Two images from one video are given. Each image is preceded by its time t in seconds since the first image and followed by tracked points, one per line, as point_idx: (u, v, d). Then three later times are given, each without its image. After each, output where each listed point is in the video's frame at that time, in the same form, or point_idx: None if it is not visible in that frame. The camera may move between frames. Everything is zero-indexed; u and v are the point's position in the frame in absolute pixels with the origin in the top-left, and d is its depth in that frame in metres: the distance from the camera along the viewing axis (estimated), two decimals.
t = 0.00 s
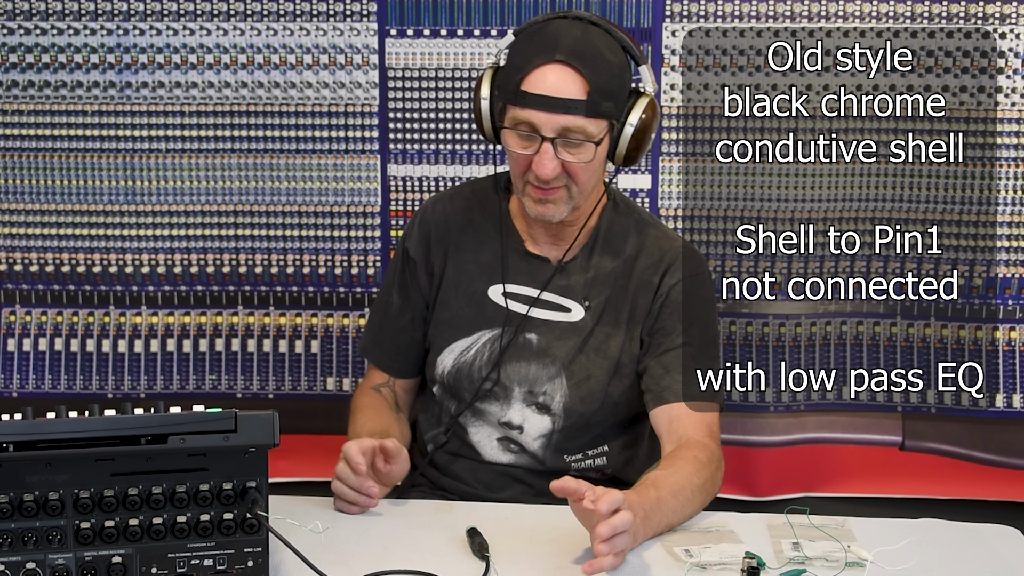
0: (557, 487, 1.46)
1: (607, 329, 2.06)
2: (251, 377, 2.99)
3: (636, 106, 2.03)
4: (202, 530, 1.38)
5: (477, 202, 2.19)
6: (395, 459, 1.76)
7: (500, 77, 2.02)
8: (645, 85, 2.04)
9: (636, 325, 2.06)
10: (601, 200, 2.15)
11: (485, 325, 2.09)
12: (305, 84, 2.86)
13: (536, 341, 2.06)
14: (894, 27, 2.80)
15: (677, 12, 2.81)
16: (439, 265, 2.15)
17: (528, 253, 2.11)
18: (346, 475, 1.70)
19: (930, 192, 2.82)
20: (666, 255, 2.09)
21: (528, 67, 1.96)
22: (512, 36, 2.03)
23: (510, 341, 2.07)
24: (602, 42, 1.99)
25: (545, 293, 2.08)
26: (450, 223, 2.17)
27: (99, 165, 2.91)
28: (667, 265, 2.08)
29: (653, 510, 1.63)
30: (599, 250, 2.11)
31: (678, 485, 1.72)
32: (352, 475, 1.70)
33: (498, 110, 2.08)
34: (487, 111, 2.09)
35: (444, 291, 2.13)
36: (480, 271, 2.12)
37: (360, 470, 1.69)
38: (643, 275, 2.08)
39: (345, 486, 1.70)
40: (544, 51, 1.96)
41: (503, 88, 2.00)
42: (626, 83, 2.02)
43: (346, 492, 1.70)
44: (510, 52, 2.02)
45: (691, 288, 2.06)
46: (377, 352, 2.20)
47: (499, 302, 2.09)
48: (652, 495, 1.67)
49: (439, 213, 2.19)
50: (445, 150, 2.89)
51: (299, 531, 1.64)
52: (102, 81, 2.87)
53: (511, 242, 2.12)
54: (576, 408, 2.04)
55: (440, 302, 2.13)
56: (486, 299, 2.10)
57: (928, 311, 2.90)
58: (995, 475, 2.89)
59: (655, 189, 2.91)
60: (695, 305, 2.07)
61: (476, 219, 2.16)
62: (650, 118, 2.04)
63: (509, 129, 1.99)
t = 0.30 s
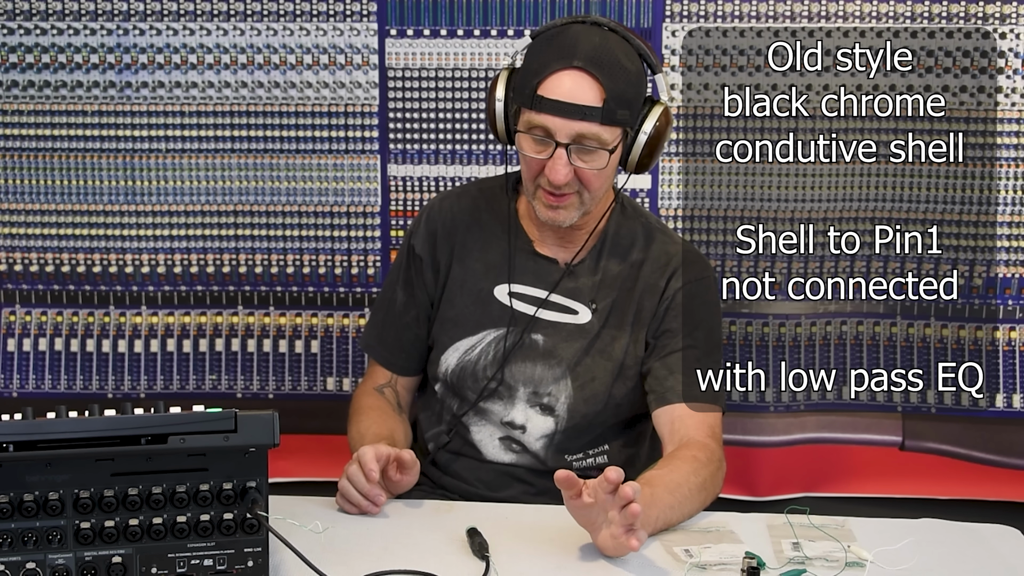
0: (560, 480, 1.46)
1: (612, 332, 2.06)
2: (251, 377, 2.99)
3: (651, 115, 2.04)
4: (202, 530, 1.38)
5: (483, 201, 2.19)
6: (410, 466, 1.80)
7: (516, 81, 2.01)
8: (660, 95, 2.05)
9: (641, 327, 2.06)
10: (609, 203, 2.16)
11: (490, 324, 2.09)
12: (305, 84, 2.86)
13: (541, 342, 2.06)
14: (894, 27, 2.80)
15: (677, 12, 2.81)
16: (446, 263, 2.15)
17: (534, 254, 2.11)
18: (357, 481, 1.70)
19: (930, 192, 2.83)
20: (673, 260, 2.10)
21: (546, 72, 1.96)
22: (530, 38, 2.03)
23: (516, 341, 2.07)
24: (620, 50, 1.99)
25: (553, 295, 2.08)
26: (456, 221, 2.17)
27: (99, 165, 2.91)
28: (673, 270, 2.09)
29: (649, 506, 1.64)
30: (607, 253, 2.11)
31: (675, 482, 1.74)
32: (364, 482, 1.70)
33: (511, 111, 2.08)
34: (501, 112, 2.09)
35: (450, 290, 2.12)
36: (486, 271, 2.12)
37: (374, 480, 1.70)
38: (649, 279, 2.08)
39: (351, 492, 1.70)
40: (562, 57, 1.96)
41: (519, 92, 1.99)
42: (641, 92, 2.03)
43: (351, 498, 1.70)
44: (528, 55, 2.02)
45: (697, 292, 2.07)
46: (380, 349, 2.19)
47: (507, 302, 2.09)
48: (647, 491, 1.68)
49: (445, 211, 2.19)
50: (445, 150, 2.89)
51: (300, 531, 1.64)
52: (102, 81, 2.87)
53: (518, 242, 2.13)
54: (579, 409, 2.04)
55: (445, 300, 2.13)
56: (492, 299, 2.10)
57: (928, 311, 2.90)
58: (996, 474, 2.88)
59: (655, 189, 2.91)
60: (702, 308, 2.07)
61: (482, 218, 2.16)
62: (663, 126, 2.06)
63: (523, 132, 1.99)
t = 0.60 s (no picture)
0: (560, 481, 1.46)
1: (615, 332, 2.06)
2: (251, 377, 2.99)
3: (655, 120, 2.02)
4: (202, 530, 1.38)
5: (486, 202, 2.19)
6: (413, 468, 1.79)
7: (522, 79, 2.02)
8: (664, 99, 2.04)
9: (645, 328, 2.06)
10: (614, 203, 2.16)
11: (492, 325, 2.09)
12: (305, 84, 2.86)
13: (544, 343, 2.07)
14: (894, 27, 2.80)
15: (677, 12, 2.81)
16: (447, 264, 2.15)
17: (536, 254, 2.11)
18: (359, 480, 1.69)
19: (930, 192, 2.82)
20: (677, 260, 2.10)
21: (550, 68, 1.96)
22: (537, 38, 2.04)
23: (518, 342, 2.07)
24: (626, 51, 1.99)
25: (556, 297, 2.08)
26: (458, 222, 2.17)
27: (98, 165, 2.91)
28: (677, 270, 2.09)
29: (649, 507, 1.64)
30: (611, 254, 2.11)
31: (676, 483, 1.74)
32: (367, 483, 1.69)
33: (516, 110, 2.08)
34: (505, 111, 2.09)
35: (451, 290, 2.12)
36: (489, 271, 2.11)
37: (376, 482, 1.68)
38: (654, 279, 2.08)
39: (353, 491, 1.69)
40: (568, 54, 1.96)
41: (525, 88, 2.00)
42: (646, 95, 2.02)
43: (353, 497, 1.69)
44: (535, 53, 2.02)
45: (700, 293, 2.07)
46: (381, 348, 2.20)
47: (508, 303, 2.09)
48: (648, 491, 1.68)
49: (447, 211, 2.19)
50: (445, 150, 2.89)
51: (299, 531, 1.63)
52: (102, 81, 2.87)
53: (520, 243, 2.12)
54: (582, 410, 2.04)
55: (446, 300, 2.13)
56: (494, 300, 2.10)
57: (928, 311, 2.90)
58: (996, 474, 2.88)
59: (654, 189, 2.91)
60: (705, 309, 2.07)
61: (485, 219, 2.16)
62: (666, 130, 2.03)
63: (527, 128, 1.99)
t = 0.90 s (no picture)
0: (561, 485, 1.46)
1: (617, 332, 2.06)
2: (251, 377, 2.99)
3: (658, 108, 2.05)
4: (202, 530, 1.38)
5: (485, 204, 2.19)
6: (412, 479, 1.76)
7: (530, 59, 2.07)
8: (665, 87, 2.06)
9: (646, 327, 2.06)
10: (614, 203, 2.16)
11: (492, 328, 2.08)
12: (305, 84, 2.86)
13: (545, 345, 2.06)
14: (894, 27, 2.80)
15: (677, 12, 2.81)
16: (445, 266, 2.15)
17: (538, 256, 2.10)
18: (361, 481, 1.69)
19: (931, 192, 2.82)
20: (677, 259, 2.11)
21: (562, 42, 2.02)
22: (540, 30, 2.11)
23: (518, 345, 2.07)
24: (628, 31, 2.07)
25: (556, 298, 2.07)
26: (458, 223, 2.17)
27: (98, 165, 2.91)
28: (676, 269, 2.09)
29: (649, 507, 1.64)
30: (612, 254, 2.11)
31: (676, 483, 1.74)
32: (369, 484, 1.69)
33: (522, 101, 2.11)
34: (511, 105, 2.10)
35: (450, 292, 2.12)
36: (489, 273, 2.11)
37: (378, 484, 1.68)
38: (655, 278, 2.08)
39: (354, 492, 1.70)
40: (577, 29, 2.03)
41: (535, 66, 2.04)
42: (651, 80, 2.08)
43: (353, 498, 1.69)
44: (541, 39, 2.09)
45: (701, 291, 2.08)
46: (380, 350, 2.20)
47: (508, 305, 2.08)
48: (647, 491, 1.68)
49: (446, 213, 2.19)
50: (445, 150, 2.89)
51: (299, 531, 1.63)
52: (102, 81, 2.87)
53: (521, 244, 2.12)
54: (584, 411, 2.04)
55: (446, 302, 2.13)
56: (495, 302, 2.09)
57: (928, 311, 2.90)
58: (995, 475, 2.88)
59: (655, 189, 2.90)
60: (705, 307, 2.08)
61: (485, 221, 2.16)
62: (668, 122, 2.08)
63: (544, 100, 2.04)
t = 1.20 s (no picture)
0: (564, 486, 1.48)
1: (621, 333, 2.06)
2: (251, 377, 2.99)
3: (663, 103, 2.05)
4: (202, 530, 1.38)
5: (490, 206, 2.18)
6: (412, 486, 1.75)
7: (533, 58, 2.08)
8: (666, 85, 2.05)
9: (650, 328, 2.06)
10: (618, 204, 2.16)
11: (496, 329, 2.08)
12: (305, 84, 2.86)
13: (549, 346, 2.06)
14: (894, 27, 2.80)
15: (677, 12, 2.81)
16: (449, 267, 2.15)
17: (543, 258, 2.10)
18: (361, 481, 1.69)
19: (931, 192, 2.82)
20: (681, 259, 2.11)
21: (565, 38, 2.04)
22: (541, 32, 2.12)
23: (522, 347, 2.06)
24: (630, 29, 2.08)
25: (559, 300, 2.07)
26: (462, 224, 2.17)
27: (99, 165, 2.91)
28: (679, 269, 2.10)
29: (650, 508, 1.64)
30: (616, 256, 2.11)
31: (676, 484, 1.74)
32: (369, 484, 1.69)
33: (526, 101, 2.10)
34: (516, 106, 2.09)
35: (454, 293, 2.12)
36: (493, 275, 2.11)
37: (379, 485, 1.68)
38: (659, 279, 2.08)
39: (354, 492, 1.69)
40: (579, 26, 2.04)
41: (539, 63, 2.05)
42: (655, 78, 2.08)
43: (353, 498, 1.69)
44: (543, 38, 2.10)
45: (704, 291, 2.08)
46: (383, 350, 2.20)
47: (511, 307, 2.08)
48: (648, 492, 1.68)
49: (450, 214, 2.19)
50: (445, 150, 2.89)
51: (299, 531, 1.63)
52: (102, 81, 2.87)
53: (526, 245, 2.12)
54: (587, 412, 2.03)
55: (450, 303, 2.13)
56: (498, 303, 2.09)
57: (928, 311, 2.90)
58: (995, 475, 2.88)
59: (655, 189, 2.90)
60: (708, 307, 2.08)
61: (489, 221, 2.16)
62: (671, 120, 2.08)
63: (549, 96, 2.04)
